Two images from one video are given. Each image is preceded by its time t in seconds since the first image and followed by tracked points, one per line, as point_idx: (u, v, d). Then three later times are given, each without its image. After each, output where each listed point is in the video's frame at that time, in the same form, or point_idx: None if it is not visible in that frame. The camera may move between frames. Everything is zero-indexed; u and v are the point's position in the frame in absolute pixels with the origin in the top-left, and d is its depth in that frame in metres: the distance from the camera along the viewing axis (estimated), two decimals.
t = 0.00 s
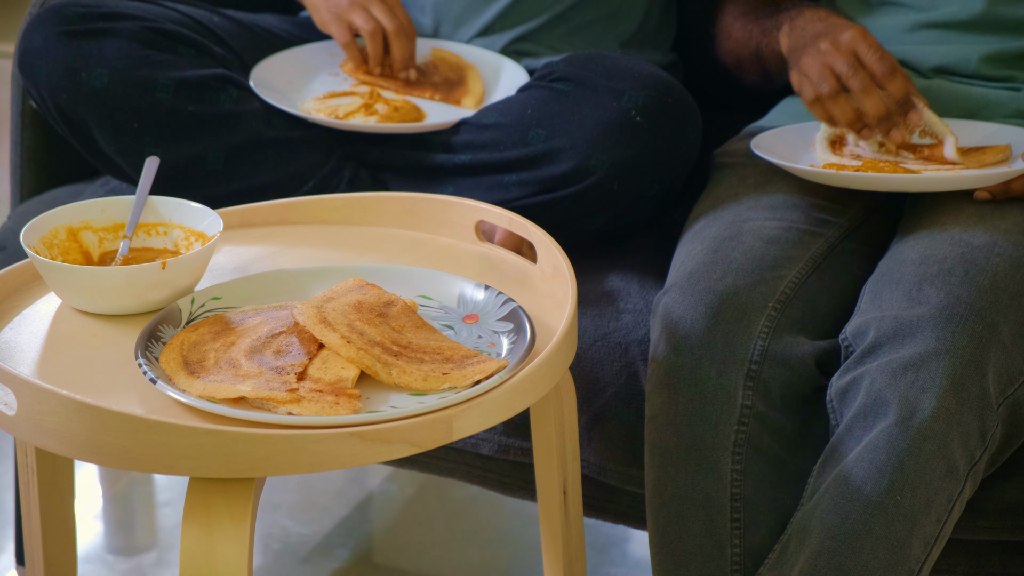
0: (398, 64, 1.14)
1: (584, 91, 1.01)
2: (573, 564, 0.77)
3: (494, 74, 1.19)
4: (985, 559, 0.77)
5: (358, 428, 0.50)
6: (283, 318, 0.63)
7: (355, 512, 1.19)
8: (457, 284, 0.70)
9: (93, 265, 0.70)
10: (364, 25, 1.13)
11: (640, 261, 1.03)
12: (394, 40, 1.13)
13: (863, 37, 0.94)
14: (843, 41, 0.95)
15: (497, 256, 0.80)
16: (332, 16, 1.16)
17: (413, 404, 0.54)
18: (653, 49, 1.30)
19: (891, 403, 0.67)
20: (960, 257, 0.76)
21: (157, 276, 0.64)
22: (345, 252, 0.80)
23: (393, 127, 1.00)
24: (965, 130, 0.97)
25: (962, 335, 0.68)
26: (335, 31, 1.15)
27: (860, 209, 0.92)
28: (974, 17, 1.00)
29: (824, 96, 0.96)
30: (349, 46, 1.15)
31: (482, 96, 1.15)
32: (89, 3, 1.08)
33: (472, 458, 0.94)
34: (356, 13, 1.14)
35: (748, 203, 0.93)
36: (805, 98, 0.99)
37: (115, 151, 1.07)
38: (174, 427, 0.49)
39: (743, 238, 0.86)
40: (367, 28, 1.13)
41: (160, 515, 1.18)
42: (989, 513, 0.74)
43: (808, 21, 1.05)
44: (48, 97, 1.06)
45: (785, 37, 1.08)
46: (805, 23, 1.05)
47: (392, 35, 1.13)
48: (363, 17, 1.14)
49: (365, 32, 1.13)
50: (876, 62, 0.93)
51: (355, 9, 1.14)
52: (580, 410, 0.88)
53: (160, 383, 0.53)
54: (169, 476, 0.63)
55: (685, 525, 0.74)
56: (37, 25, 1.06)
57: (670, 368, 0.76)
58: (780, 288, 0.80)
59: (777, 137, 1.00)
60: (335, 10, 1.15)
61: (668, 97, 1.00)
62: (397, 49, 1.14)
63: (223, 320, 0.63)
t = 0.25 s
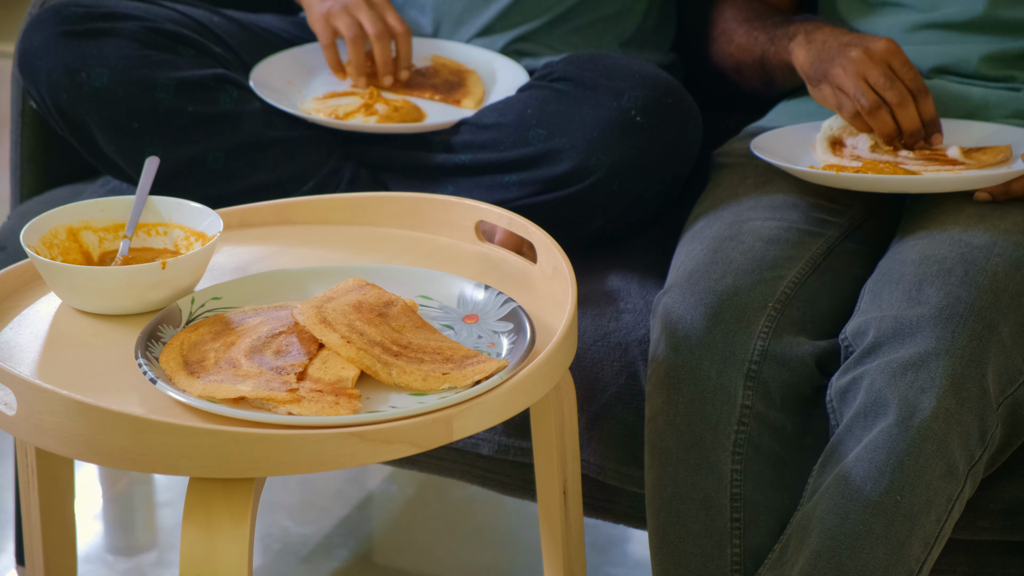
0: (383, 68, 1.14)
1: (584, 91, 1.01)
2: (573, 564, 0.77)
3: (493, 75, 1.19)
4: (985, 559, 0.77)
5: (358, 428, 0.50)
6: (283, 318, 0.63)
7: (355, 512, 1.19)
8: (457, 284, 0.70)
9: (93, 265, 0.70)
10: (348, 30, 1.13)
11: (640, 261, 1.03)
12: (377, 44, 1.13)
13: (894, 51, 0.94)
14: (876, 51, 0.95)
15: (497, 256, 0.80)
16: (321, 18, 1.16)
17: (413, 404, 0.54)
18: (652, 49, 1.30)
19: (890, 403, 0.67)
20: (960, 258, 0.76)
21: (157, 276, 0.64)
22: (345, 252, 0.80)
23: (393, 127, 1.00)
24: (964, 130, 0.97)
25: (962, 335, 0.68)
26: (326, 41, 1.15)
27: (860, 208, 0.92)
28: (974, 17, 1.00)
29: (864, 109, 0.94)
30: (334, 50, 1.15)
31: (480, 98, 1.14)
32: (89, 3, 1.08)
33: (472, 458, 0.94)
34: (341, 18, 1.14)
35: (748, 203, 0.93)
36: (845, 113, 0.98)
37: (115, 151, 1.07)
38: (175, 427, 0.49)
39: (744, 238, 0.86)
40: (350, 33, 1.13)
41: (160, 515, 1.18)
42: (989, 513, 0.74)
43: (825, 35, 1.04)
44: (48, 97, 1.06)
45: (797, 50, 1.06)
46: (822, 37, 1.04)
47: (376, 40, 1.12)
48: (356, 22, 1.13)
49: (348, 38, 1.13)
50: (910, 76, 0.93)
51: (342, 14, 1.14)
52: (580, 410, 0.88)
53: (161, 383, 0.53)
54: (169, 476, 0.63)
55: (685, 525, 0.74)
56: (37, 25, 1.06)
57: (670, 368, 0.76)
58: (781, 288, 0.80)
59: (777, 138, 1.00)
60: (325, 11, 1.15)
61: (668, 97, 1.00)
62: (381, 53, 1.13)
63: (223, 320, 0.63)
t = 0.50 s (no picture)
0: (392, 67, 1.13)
1: (584, 91, 1.01)
2: (573, 564, 0.77)
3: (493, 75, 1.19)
4: (985, 559, 0.77)
5: (357, 428, 0.50)
6: (283, 318, 0.63)
7: (355, 512, 1.19)
8: (457, 284, 0.70)
9: (93, 265, 0.70)
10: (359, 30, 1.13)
11: (640, 261, 1.03)
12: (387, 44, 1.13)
13: (894, 57, 0.94)
14: (875, 58, 0.94)
15: (496, 256, 0.80)
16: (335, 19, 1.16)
17: (413, 404, 0.54)
18: (652, 49, 1.30)
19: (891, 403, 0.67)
20: (960, 258, 0.76)
21: (157, 276, 0.64)
22: (345, 252, 0.80)
23: (393, 127, 1.00)
24: (964, 130, 0.97)
25: (962, 335, 0.68)
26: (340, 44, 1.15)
27: (860, 209, 0.92)
28: (975, 17, 1.00)
29: (864, 117, 0.93)
30: (343, 51, 1.15)
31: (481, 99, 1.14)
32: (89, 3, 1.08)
33: (472, 458, 0.94)
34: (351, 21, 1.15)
35: (748, 203, 0.93)
36: (847, 123, 0.97)
37: (115, 151, 1.07)
38: (175, 427, 0.49)
39: (744, 238, 0.86)
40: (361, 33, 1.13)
41: (160, 515, 1.18)
42: (989, 513, 0.74)
43: (824, 42, 1.03)
44: (48, 97, 1.06)
45: (798, 57, 1.06)
46: (821, 43, 1.03)
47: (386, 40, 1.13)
48: (365, 23, 1.14)
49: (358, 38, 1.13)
50: (912, 82, 0.93)
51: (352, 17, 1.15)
52: (580, 410, 0.88)
53: (161, 383, 0.53)
54: (169, 476, 0.63)
55: (685, 525, 0.74)
56: (37, 24, 1.06)
57: (670, 368, 0.76)
58: (781, 288, 0.80)
59: (777, 138, 1.00)
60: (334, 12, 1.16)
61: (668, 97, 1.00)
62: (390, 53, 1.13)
63: (223, 320, 0.63)
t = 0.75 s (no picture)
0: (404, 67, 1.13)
1: (584, 91, 1.01)
2: (573, 564, 0.77)
3: (493, 75, 1.19)
4: (984, 559, 0.77)
5: (357, 428, 0.50)
6: (283, 318, 0.63)
7: (355, 512, 1.19)
8: (457, 284, 0.70)
9: (93, 265, 0.70)
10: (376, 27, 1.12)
11: (639, 261, 1.03)
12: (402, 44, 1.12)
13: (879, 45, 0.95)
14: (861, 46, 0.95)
15: (496, 256, 0.80)
16: (348, 14, 1.14)
17: (413, 404, 0.54)
18: (652, 49, 1.30)
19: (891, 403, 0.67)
20: (960, 258, 0.76)
21: (157, 276, 0.64)
22: (345, 252, 0.80)
23: (393, 127, 1.00)
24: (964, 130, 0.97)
25: (962, 335, 0.68)
26: (356, 38, 1.13)
27: (860, 208, 0.92)
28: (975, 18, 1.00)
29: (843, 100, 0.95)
30: (358, 45, 1.13)
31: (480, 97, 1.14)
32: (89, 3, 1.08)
33: (472, 458, 0.94)
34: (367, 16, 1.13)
35: (748, 203, 0.93)
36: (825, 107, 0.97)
37: (115, 151, 1.07)
38: (175, 427, 0.49)
39: (744, 238, 0.86)
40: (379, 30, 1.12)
41: (160, 515, 1.18)
42: (989, 514, 0.74)
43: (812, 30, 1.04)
44: (48, 97, 1.06)
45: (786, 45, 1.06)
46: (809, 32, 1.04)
47: (403, 41, 1.12)
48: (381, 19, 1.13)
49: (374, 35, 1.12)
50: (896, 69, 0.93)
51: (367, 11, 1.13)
52: (581, 410, 0.88)
53: (161, 383, 0.53)
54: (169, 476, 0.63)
55: (685, 525, 0.74)
56: (37, 24, 1.06)
57: (670, 368, 0.76)
58: (780, 288, 0.80)
59: (777, 137, 1.00)
60: (346, 7, 1.14)
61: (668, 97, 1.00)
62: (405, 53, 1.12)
63: (223, 320, 0.63)
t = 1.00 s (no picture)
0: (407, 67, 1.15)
1: (584, 91, 1.01)
2: (573, 564, 0.77)
3: (493, 75, 1.19)
4: (985, 559, 0.77)
5: (357, 428, 0.50)
6: (283, 318, 0.63)
7: (356, 512, 1.19)
8: (457, 284, 0.70)
9: (93, 265, 0.70)
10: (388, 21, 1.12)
11: (639, 261, 1.03)
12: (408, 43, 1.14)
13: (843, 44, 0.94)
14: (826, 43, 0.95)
15: (496, 256, 0.80)
16: (360, 8, 1.14)
17: (413, 404, 0.54)
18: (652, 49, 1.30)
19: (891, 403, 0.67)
20: (960, 258, 0.76)
21: (157, 276, 0.64)
22: (345, 252, 0.80)
23: (393, 127, 1.00)
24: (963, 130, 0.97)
25: (962, 335, 0.68)
26: (370, 29, 1.13)
27: (860, 209, 0.92)
28: (974, 18, 1.00)
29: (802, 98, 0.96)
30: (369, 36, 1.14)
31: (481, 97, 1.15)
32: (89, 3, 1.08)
33: (472, 458, 0.94)
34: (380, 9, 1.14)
35: (748, 203, 0.93)
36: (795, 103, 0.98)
37: (115, 151, 1.07)
38: (175, 427, 0.49)
39: (744, 238, 0.86)
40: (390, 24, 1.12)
41: (160, 515, 1.18)
42: (989, 514, 0.74)
43: None
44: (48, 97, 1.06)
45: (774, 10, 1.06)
46: None
47: (410, 40, 1.14)
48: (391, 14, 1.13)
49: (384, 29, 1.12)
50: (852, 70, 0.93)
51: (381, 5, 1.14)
52: (581, 410, 0.88)
53: (160, 383, 0.53)
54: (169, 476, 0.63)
55: (686, 525, 0.74)
56: (37, 24, 1.06)
57: (669, 368, 0.76)
58: (780, 288, 0.80)
59: (777, 137, 1.00)
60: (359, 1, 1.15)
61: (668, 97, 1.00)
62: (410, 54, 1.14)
63: (223, 320, 0.63)
